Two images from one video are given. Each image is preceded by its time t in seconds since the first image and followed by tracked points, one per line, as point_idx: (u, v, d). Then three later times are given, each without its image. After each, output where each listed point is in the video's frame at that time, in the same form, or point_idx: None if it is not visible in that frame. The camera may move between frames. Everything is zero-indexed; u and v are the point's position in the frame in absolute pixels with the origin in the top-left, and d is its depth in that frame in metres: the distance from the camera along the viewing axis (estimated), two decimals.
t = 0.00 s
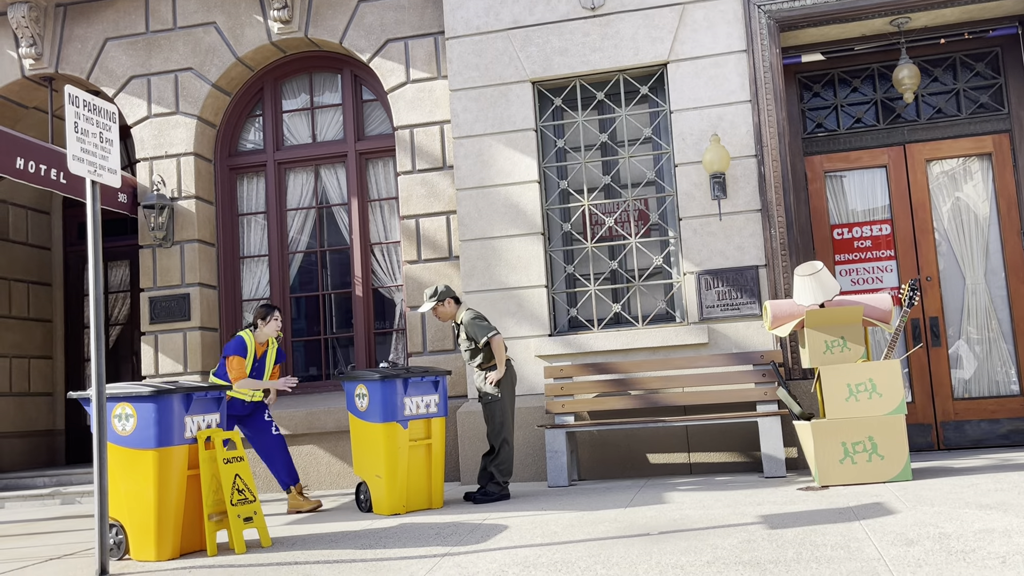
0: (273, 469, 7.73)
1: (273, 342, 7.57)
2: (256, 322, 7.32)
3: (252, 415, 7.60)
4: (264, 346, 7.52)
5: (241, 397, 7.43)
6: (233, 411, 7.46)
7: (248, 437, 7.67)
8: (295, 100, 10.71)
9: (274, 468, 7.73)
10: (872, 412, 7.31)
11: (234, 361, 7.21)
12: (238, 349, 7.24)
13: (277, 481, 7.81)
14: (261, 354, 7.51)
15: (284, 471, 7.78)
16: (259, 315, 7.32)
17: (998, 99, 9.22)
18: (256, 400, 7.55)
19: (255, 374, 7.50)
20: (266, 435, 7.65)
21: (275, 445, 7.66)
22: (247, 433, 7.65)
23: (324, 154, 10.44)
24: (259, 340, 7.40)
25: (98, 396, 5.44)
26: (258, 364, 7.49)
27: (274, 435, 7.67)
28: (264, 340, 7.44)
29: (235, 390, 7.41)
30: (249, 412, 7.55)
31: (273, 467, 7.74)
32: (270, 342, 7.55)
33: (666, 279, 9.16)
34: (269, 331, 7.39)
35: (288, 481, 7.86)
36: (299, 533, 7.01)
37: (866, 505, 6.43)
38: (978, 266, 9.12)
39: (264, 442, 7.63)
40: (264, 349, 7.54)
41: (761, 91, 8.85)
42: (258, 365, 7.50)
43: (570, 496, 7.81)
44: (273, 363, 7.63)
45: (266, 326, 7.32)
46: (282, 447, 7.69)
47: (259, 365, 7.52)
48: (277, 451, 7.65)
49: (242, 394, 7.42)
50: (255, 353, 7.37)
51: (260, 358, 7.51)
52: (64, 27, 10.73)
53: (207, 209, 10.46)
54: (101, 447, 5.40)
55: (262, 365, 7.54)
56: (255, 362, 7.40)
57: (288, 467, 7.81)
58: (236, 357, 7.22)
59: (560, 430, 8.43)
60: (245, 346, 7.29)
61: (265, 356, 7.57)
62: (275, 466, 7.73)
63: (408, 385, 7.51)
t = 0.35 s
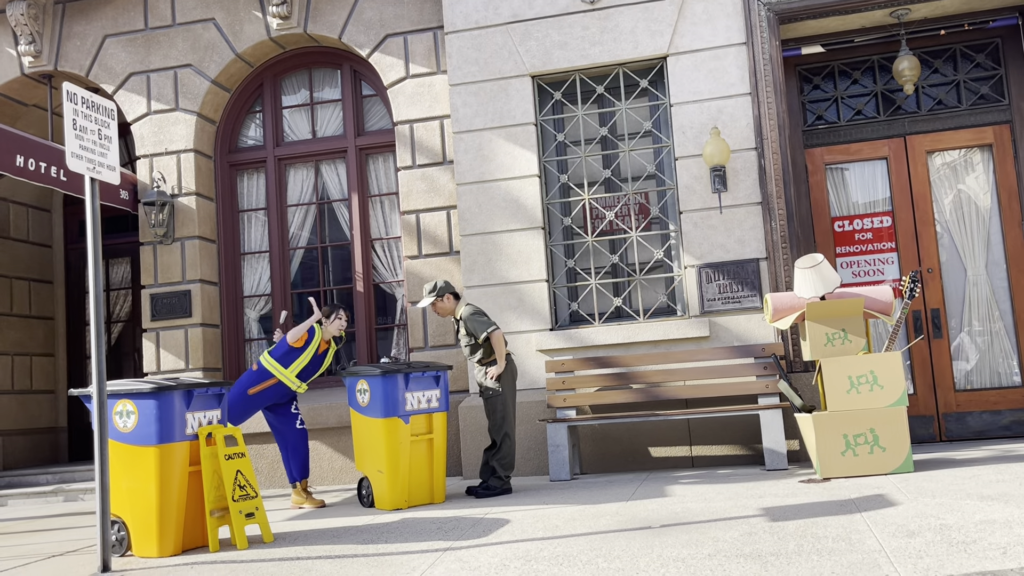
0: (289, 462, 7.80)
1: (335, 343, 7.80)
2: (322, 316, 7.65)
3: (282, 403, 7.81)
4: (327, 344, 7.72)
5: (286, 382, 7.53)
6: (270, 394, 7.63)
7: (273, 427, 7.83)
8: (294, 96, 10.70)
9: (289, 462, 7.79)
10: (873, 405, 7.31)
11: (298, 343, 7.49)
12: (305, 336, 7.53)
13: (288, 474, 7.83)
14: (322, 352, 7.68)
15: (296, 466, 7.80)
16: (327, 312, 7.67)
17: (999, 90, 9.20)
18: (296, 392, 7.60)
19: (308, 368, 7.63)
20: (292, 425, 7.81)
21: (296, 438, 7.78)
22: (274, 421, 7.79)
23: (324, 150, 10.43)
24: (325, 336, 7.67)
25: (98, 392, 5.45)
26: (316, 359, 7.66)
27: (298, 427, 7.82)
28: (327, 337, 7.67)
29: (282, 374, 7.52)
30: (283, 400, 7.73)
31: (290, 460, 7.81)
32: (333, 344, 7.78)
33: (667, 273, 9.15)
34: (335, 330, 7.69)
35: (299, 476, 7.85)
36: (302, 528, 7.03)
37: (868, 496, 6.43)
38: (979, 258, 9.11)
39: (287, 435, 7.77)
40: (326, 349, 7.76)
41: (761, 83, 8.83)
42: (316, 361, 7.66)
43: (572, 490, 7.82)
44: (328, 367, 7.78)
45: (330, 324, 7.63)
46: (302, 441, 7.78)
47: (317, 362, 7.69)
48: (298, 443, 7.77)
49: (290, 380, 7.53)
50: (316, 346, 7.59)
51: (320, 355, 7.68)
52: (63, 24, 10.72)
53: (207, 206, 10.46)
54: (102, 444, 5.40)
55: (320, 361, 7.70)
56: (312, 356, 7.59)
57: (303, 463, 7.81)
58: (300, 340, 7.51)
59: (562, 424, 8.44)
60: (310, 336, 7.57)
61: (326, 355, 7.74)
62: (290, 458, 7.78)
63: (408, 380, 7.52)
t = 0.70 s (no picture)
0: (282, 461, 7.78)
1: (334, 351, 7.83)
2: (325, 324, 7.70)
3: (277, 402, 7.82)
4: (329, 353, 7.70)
5: (286, 387, 7.50)
6: (268, 395, 7.64)
7: (267, 425, 7.81)
8: (288, 93, 10.66)
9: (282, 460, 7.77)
10: (869, 401, 7.31)
11: (309, 353, 7.42)
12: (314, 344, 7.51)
13: (282, 472, 7.80)
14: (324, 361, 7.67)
15: (290, 462, 7.77)
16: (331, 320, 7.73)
17: (994, 86, 9.20)
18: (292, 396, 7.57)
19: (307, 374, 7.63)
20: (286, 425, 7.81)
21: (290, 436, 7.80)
22: (268, 419, 7.79)
23: (319, 147, 10.40)
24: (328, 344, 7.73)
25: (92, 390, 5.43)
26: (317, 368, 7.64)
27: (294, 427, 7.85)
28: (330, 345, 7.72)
29: (282, 379, 7.50)
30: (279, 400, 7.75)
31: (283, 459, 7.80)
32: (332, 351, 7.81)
33: (662, 269, 9.14)
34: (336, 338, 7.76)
35: (292, 472, 7.80)
36: (297, 526, 7.01)
37: (864, 492, 6.43)
38: (974, 254, 9.12)
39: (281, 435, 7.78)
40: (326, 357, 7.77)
41: (756, 79, 8.83)
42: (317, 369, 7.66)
43: (568, 487, 7.81)
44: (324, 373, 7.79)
45: (332, 330, 7.71)
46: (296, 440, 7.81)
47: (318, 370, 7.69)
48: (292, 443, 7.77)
49: (290, 386, 7.50)
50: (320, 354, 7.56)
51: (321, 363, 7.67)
52: (55, 21, 10.67)
53: (201, 203, 10.42)
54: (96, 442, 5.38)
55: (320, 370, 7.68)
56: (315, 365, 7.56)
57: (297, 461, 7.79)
58: (307, 348, 7.47)
59: (558, 421, 8.43)
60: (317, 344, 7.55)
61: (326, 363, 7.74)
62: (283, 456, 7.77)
63: (404, 378, 7.50)
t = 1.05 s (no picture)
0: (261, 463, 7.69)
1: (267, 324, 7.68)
2: (250, 299, 7.53)
3: (239, 404, 7.57)
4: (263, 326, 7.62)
5: (241, 375, 7.37)
6: (225, 394, 7.35)
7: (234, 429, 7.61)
8: (274, 91, 10.63)
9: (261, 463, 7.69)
10: (853, 401, 7.35)
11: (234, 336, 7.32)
12: (240, 325, 7.36)
13: (261, 474, 7.71)
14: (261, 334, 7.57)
15: (267, 464, 7.69)
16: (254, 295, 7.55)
17: (977, 88, 9.27)
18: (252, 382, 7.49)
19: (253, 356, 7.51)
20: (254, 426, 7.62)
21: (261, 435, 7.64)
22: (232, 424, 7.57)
23: (304, 146, 10.37)
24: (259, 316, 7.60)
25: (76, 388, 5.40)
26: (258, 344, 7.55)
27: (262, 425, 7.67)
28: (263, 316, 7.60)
29: (235, 369, 7.35)
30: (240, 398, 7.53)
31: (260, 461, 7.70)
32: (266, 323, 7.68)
33: (648, 269, 9.16)
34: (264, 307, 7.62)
35: (272, 475, 7.74)
36: (281, 526, 6.99)
37: (848, 492, 6.46)
38: (957, 255, 9.18)
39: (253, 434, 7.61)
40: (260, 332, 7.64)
41: (741, 80, 8.85)
42: (259, 345, 7.56)
43: (553, 486, 7.81)
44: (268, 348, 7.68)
45: (261, 300, 7.56)
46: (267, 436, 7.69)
47: (261, 345, 7.59)
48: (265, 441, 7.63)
49: (242, 372, 7.38)
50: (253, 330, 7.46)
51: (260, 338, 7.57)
52: (38, 17, 10.59)
53: (186, 201, 10.37)
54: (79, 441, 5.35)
55: (262, 345, 7.59)
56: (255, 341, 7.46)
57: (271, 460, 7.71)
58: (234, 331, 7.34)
59: (543, 420, 8.44)
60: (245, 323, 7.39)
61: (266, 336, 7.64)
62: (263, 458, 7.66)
63: (389, 377, 7.49)
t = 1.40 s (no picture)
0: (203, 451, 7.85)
1: (177, 306, 7.93)
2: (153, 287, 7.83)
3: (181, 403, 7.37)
4: (170, 311, 7.93)
5: (150, 363, 7.74)
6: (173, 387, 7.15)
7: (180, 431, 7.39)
8: (255, 88, 10.58)
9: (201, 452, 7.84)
10: (830, 402, 7.41)
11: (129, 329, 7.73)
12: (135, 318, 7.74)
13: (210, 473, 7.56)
14: (166, 318, 7.87)
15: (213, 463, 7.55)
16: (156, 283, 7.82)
17: (954, 93, 9.36)
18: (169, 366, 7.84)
19: (161, 341, 7.84)
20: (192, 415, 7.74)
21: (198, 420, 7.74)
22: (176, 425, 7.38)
23: (285, 143, 10.32)
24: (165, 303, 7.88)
25: (51, 386, 5.35)
26: (164, 329, 7.86)
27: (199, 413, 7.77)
28: (166, 303, 7.87)
29: (143, 359, 7.74)
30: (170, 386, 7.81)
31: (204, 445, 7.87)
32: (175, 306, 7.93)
33: (628, 270, 9.18)
34: (170, 290, 7.80)
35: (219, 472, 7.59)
36: (258, 525, 6.96)
37: (824, 493, 6.51)
38: (933, 259, 9.27)
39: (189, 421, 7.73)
40: (171, 316, 7.93)
41: (722, 83, 8.90)
42: (165, 331, 7.86)
43: (532, 486, 7.82)
44: (181, 329, 7.95)
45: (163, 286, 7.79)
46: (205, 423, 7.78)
47: (169, 330, 7.88)
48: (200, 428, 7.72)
49: (149, 362, 7.74)
50: (153, 317, 7.79)
51: (166, 323, 7.87)
52: (16, 11, 10.49)
53: (165, 198, 10.31)
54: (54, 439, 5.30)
55: (170, 330, 7.88)
56: (156, 327, 7.79)
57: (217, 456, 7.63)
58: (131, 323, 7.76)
59: (523, 421, 8.46)
60: (143, 312, 7.77)
61: (173, 321, 7.92)
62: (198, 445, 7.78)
63: (368, 376, 7.47)
